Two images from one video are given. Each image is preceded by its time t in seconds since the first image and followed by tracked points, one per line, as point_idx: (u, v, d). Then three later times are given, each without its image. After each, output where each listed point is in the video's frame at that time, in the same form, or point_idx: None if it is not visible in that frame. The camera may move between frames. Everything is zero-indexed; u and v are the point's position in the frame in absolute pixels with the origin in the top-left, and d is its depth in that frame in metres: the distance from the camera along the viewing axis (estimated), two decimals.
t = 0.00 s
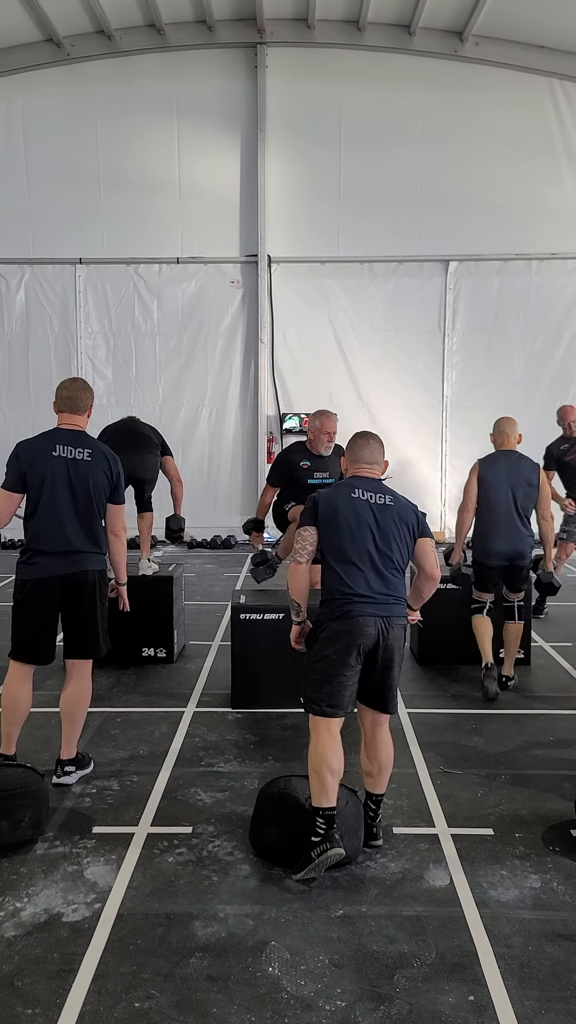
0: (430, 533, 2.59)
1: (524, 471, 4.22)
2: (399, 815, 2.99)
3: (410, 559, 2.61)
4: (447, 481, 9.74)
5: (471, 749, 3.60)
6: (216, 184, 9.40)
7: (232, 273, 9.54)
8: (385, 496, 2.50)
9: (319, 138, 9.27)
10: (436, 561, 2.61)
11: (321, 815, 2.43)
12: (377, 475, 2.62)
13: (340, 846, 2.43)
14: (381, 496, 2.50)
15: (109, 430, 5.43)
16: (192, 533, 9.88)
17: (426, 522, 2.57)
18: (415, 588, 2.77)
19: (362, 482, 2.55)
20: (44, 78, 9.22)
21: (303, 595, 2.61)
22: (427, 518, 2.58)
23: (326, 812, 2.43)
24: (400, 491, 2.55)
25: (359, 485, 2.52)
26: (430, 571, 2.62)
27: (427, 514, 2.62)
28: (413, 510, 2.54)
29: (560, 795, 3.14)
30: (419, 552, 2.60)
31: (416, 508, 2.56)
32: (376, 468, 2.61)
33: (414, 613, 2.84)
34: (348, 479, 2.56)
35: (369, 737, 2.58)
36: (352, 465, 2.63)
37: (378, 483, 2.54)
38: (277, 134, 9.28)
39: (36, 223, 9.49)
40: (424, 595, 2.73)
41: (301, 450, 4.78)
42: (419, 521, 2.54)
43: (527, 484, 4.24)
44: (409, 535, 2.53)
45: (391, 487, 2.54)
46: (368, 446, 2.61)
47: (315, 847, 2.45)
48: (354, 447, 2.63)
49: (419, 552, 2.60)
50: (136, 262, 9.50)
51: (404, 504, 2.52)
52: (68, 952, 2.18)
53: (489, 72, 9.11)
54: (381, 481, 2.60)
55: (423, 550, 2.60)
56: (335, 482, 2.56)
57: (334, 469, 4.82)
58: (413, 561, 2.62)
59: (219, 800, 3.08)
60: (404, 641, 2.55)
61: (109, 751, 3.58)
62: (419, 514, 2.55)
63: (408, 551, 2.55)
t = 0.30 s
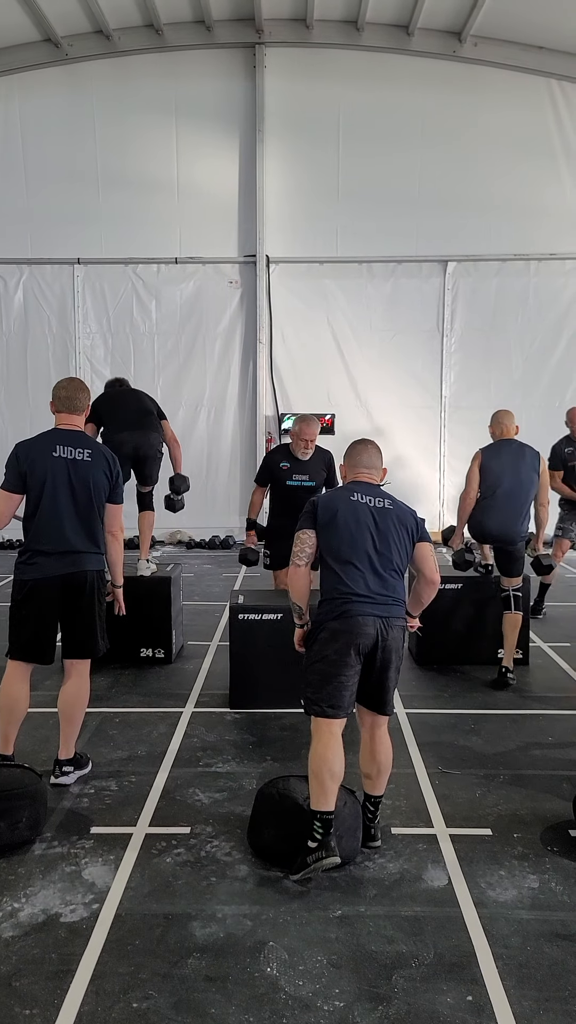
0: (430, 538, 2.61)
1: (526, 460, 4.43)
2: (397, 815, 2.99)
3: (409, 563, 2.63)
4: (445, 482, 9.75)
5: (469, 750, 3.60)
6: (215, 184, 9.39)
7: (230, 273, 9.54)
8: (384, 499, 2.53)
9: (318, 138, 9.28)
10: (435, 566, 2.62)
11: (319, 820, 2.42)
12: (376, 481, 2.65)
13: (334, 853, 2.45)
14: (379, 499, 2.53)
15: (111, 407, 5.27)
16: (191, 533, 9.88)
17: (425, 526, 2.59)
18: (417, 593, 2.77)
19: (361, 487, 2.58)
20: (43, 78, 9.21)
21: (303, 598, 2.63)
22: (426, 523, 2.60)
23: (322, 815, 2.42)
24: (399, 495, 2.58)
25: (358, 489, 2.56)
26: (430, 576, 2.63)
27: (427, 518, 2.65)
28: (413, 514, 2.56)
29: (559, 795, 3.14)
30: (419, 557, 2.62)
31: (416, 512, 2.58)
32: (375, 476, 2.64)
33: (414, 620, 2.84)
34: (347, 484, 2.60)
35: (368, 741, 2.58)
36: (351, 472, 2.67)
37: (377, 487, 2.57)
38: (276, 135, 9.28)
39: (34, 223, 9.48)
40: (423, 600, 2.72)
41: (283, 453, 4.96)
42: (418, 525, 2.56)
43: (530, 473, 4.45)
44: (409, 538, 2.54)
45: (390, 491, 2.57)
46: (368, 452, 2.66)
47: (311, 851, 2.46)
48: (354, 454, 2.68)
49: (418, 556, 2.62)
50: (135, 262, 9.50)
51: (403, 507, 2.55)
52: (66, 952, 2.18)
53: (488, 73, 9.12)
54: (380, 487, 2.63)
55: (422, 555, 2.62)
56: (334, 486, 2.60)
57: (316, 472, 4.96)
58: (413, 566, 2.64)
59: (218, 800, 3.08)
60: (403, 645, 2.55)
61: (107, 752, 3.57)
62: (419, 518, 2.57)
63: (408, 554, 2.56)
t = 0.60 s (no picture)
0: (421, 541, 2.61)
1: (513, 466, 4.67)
2: (395, 818, 2.99)
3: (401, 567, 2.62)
4: (443, 484, 9.76)
5: (467, 753, 3.60)
6: (213, 188, 9.41)
7: (228, 276, 9.55)
8: (376, 504, 2.51)
9: (315, 141, 9.30)
10: (428, 572, 2.60)
11: (320, 835, 2.43)
12: (366, 479, 2.63)
13: (336, 869, 2.48)
14: (371, 504, 2.51)
15: (114, 407, 5.21)
16: (188, 536, 9.89)
17: (417, 530, 2.58)
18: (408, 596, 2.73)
19: (352, 488, 2.57)
20: (41, 81, 9.22)
21: (296, 605, 2.58)
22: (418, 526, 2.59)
23: (324, 828, 2.43)
24: (391, 499, 2.57)
25: (349, 493, 2.53)
26: (423, 581, 2.60)
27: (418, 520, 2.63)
28: (404, 518, 2.54)
29: (556, 798, 3.15)
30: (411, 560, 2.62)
31: (407, 516, 2.57)
32: (365, 474, 2.63)
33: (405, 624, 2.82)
34: (338, 486, 2.57)
35: (364, 747, 2.57)
36: (341, 473, 2.64)
37: (369, 491, 2.55)
38: (274, 139, 9.30)
39: (32, 226, 9.48)
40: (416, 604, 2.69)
41: (272, 453, 5.00)
42: (410, 529, 2.55)
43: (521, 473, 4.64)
44: (401, 542, 2.53)
45: (381, 494, 2.55)
46: (356, 451, 2.65)
47: (313, 865, 2.48)
48: (341, 455, 2.66)
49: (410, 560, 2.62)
50: (133, 265, 9.50)
51: (395, 512, 2.53)
52: (62, 956, 2.17)
53: (486, 76, 9.15)
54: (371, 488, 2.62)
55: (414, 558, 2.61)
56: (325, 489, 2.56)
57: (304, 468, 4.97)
58: (405, 571, 2.61)
59: (215, 803, 3.08)
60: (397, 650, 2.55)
61: (104, 754, 3.57)
62: (410, 522, 2.55)
63: (400, 559, 2.55)
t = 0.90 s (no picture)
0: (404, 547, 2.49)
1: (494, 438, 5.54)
2: (392, 823, 2.98)
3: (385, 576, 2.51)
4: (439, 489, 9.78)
5: (463, 757, 3.60)
6: (210, 193, 9.44)
7: (225, 280, 9.57)
8: (355, 516, 2.37)
9: (312, 147, 9.33)
10: (411, 579, 2.52)
11: (325, 860, 2.36)
12: (343, 479, 2.50)
13: (342, 899, 2.40)
14: (350, 516, 2.37)
15: (112, 421, 5.22)
16: (185, 541, 9.88)
17: (400, 537, 2.45)
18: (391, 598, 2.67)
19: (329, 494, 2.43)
20: (38, 86, 9.26)
21: (275, 629, 2.48)
22: (400, 531, 2.46)
23: (328, 855, 2.36)
24: (370, 507, 2.42)
25: (326, 505, 2.38)
26: (406, 589, 2.54)
27: (399, 524, 2.50)
28: (385, 527, 2.41)
29: (554, 803, 3.14)
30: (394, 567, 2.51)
31: (388, 523, 2.43)
32: (341, 473, 2.49)
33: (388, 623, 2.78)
34: (315, 495, 2.43)
35: (357, 757, 2.54)
36: (316, 479, 2.50)
37: (348, 500, 2.40)
38: (270, 145, 9.34)
39: (29, 230, 9.49)
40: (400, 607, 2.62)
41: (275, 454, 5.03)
42: (392, 538, 2.43)
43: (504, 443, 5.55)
44: (383, 553, 2.41)
45: (360, 504, 2.40)
46: (328, 451, 2.50)
47: (320, 891, 2.40)
48: (313, 457, 2.52)
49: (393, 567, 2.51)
50: (130, 269, 9.52)
51: (376, 523, 2.39)
52: (59, 962, 2.16)
53: (483, 82, 9.20)
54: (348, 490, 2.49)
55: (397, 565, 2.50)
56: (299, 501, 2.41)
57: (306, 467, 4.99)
58: (389, 578, 2.52)
59: (212, 808, 3.07)
60: (385, 663, 2.47)
61: (101, 760, 3.56)
62: (392, 530, 2.43)
63: (384, 569, 2.44)
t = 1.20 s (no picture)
0: (387, 550, 2.45)
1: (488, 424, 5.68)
2: (389, 826, 2.98)
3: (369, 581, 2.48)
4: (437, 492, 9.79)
5: (460, 760, 3.60)
6: (207, 196, 9.45)
7: (222, 283, 9.58)
8: (336, 524, 2.31)
9: (309, 150, 9.35)
10: (394, 583, 2.54)
11: (321, 869, 2.35)
12: (321, 477, 2.43)
13: (339, 905, 2.40)
14: (331, 524, 2.32)
15: (115, 428, 5.43)
16: (182, 543, 9.87)
17: (383, 542, 2.41)
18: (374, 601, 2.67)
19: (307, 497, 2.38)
20: (35, 90, 9.26)
21: (247, 646, 2.47)
22: (382, 536, 2.42)
23: (324, 864, 2.36)
24: (351, 512, 2.37)
25: (306, 513, 2.32)
26: (389, 593, 2.56)
27: (382, 527, 2.45)
28: (368, 534, 2.37)
29: (551, 806, 3.14)
30: (377, 571, 2.48)
31: (371, 529, 2.39)
32: (318, 472, 2.43)
33: (368, 623, 2.79)
34: (295, 498, 2.39)
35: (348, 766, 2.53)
36: (293, 479, 2.44)
37: (329, 506, 2.35)
38: (267, 148, 9.35)
39: (27, 232, 9.49)
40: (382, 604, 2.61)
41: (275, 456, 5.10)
42: (374, 544, 2.38)
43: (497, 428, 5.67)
44: (365, 559, 2.37)
45: (341, 511, 2.35)
46: (303, 450, 2.43)
47: (318, 897, 2.39)
48: (289, 456, 2.45)
49: (376, 571, 2.48)
50: (127, 272, 9.53)
51: (357, 529, 2.35)
52: (56, 966, 2.16)
53: (480, 86, 9.23)
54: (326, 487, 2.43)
55: (380, 569, 2.47)
56: (278, 510, 2.35)
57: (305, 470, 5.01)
58: (373, 581, 2.53)
59: (209, 812, 3.06)
60: (370, 669, 2.45)
61: (98, 763, 3.55)
62: (375, 536, 2.39)
63: (366, 575, 2.40)
